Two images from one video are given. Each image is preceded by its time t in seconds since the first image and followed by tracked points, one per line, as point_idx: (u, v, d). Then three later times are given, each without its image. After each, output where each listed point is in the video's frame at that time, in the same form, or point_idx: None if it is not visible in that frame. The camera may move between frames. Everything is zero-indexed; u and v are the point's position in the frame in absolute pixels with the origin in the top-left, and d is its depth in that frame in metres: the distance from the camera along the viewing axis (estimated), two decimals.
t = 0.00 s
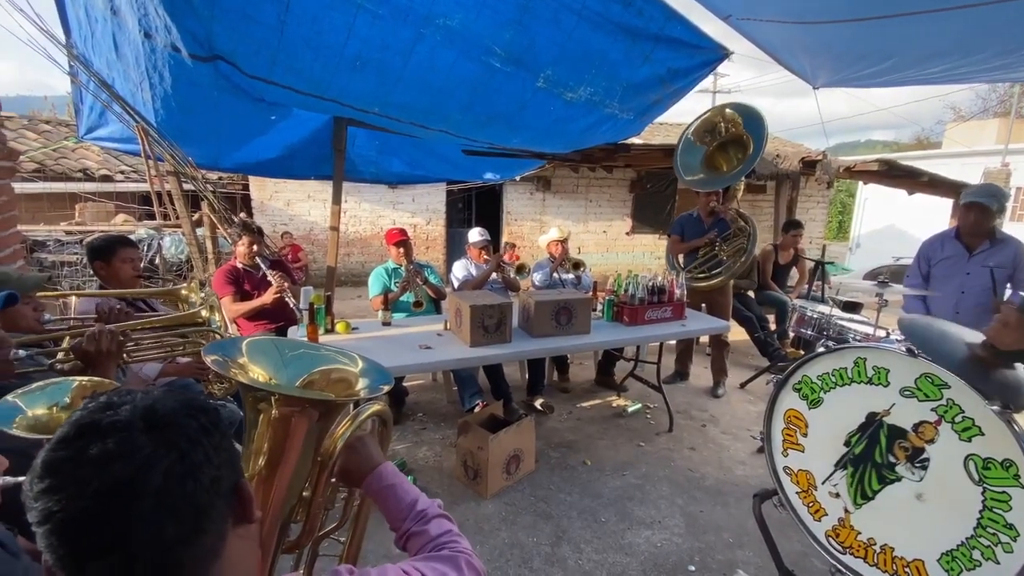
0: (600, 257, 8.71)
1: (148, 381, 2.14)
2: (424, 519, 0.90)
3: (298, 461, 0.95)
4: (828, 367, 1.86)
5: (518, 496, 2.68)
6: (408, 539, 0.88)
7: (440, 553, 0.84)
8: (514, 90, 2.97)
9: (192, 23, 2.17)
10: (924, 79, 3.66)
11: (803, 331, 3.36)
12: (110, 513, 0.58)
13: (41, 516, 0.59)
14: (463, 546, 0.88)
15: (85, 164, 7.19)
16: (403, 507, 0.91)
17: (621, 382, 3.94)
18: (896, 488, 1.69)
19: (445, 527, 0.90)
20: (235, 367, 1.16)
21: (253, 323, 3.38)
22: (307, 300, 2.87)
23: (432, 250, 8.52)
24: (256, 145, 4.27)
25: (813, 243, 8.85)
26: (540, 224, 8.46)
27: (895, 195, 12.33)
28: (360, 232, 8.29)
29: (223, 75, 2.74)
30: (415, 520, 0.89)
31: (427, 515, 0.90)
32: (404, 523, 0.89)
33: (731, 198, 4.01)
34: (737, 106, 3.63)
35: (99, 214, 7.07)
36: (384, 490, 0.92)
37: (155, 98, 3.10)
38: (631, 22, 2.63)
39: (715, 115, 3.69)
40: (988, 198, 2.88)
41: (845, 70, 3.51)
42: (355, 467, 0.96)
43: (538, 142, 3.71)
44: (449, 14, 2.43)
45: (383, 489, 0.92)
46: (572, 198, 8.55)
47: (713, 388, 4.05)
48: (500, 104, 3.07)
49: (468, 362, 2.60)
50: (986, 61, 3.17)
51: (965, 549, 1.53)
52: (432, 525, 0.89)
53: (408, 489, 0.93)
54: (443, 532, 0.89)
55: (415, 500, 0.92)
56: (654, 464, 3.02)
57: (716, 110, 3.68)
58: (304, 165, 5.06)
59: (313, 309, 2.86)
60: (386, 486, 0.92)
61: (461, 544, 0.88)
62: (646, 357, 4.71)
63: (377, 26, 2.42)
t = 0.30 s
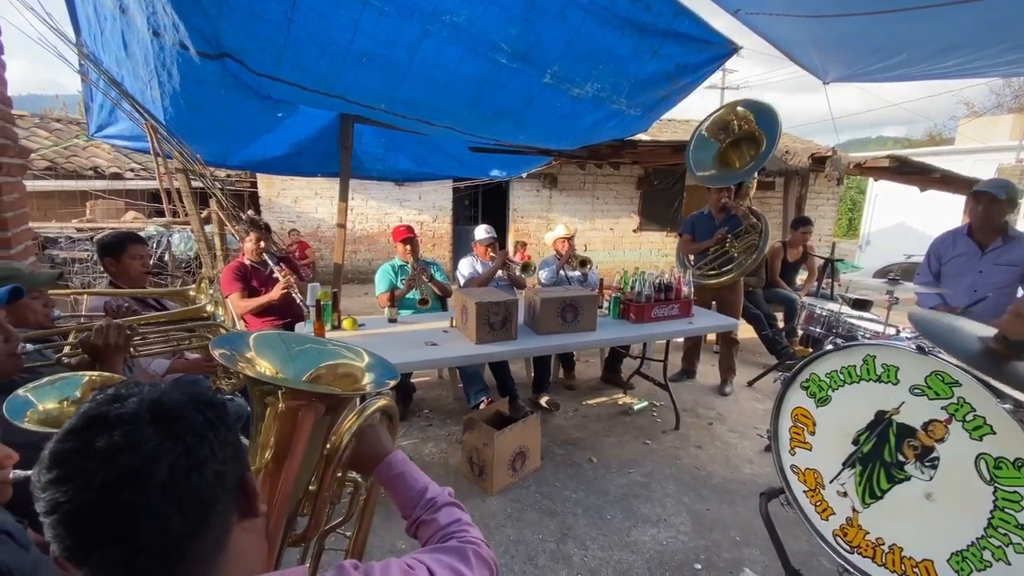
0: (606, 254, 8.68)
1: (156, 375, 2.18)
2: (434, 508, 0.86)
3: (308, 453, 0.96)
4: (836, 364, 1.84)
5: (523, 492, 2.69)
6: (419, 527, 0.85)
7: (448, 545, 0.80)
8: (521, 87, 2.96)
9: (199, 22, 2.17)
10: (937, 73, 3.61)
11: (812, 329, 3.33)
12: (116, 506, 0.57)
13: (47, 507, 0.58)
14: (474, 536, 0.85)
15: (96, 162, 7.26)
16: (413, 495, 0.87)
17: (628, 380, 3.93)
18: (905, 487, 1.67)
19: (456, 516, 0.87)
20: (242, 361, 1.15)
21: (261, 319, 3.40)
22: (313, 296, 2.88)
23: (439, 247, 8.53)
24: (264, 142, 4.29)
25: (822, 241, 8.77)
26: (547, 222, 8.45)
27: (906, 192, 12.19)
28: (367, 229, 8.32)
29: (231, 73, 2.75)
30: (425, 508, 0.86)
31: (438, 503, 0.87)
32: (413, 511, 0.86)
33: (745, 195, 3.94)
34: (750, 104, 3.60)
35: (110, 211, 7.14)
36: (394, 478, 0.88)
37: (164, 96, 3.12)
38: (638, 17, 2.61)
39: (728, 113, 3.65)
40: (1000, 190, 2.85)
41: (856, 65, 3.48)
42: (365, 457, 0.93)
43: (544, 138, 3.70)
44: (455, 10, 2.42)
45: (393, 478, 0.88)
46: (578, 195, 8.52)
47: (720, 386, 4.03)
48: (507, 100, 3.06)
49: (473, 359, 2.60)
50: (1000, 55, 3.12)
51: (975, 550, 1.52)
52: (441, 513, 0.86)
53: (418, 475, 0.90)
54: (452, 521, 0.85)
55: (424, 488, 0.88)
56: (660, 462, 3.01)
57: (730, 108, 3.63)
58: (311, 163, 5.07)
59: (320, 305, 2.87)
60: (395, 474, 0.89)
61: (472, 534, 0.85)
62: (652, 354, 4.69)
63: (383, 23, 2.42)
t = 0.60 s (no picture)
0: (616, 249, 8.64)
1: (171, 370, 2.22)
2: (442, 501, 0.86)
3: (318, 446, 0.93)
4: (850, 361, 1.80)
5: (532, 487, 2.69)
6: (428, 521, 0.85)
7: (458, 537, 0.79)
8: (531, 80, 2.94)
9: (211, 17, 2.18)
10: (956, 65, 3.53)
11: (827, 326, 3.23)
12: (128, 497, 0.55)
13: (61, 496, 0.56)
14: (483, 527, 0.84)
15: (111, 157, 7.34)
16: (420, 490, 0.87)
17: (638, 376, 3.91)
18: (920, 487, 1.64)
19: (465, 508, 0.86)
20: (255, 353, 1.13)
21: (273, 313, 3.42)
22: (324, 290, 2.89)
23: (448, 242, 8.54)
24: (276, 137, 4.31)
25: (836, 236, 8.65)
26: (556, 216, 8.42)
27: (923, 186, 11.97)
28: (377, 224, 8.35)
29: (242, 68, 2.76)
30: (433, 502, 0.85)
31: (445, 496, 0.86)
32: (422, 505, 0.86)
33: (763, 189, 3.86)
34: (771, 97, 3.54)
35: (124, 206, 7.23)
36: (401, 475, 0.88)
37: (177, 92, 3.14)
38: (650, 10, 2.57)
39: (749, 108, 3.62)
40: (1022, 181, 2.81)
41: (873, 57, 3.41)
42: (371, 454, 0.93)
43: (555, 132, 3.67)
44: (465, 4, 2.41)
45: (400, 474, 0.88)
46: (588, 189, 8.48)
47: (731, 383, 3.99)
48: (517, 94, 3.05)
49: (483, 353, 2.60)
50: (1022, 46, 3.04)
51: (993, 550, 1.48)
52: (449, 506, 0.85)
53: (425, 469, 0.90)
54: (461, 514, 0.85)
55: (432, 482, 0.87)
56: (670, 458, 3.00)
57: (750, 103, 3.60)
58: (322, 158, 5.09)
59: (330, 300, 2.88)
60: (401, 470, 0.88)
61: (481, 524, 0.84)
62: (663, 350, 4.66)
63: (394, 17, 2.41)
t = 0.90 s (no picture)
0: (629, 245, 8.58)
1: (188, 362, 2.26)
2: (461, 493, 0.85)
3: (334, 438, 0.93)
4: (874, 360, 1.76)
5: (544, 482, 2.68)
6: (448, 513, 0.84)
7: (477, 531, 0.79)
8: (545, 73, 2.91)
9: (228, 12, 2.19)
10: (983, 57, 3.44)
11: (844, 325, 3.12)
12: (150, 492, 0.53)
13: (82, 490, 0.54)
14: (504, 521, 0.83)
15: (129, 152, 7.44)
16: (441, 481, 0.86)
17: (651, 372, 3.88)
18: (945, 489, 1.61)
19: (484, 502, 0.85)
20: (272, 345, 1.12)
21: (287, 306, 3.45)
22: (339, 284, 2.90)
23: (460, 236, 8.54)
24: (290, 131, 4.33)
25: (855, 233, 8.49)
26: (569, 212, 8.38)
27: (945, 181, 11.70)
28: (390, 219, 8.38)
29: (258, 62, 2.77)
30: (452, 494, 0.85)
31: (465, 489, 0.85)
32: (441, 497, 0.85)
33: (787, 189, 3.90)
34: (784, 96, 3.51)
35: (142, 200, 7.33)
36: (422, 465, 0.87)
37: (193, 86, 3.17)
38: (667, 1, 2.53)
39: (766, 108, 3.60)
40: None
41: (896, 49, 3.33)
42: (391, 444, 0.92)
43: (569, 126, 3.64)
44: None
45: (421, 465, 0.87)
46: (601, 184, 8.42)
47: (746, 380, 3.95)
48: (530, 87, 3.02)
49: (495, 349, 2.59)
50: None
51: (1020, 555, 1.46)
52: (468, 499, 0.84)
53: (444, 461, 0.89)
54: (480, 507, 0.84)
55: (451, 474, 0.87)
56: (683, 456, 2.97)
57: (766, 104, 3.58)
58: (336, 152, 5.11)
59: (344, 294, 2.89)
60: (423, 461, 0.88)
61: (500, 518, 0.83)
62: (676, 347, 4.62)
63: (408, 11, 2.40)
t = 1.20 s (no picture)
0: (642, 242, 8.52)
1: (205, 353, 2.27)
2: (477, 488, 0.84)
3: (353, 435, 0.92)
4: (899, 361, 1.70)
5: (556, 479, 2.67)
6: (463, 509, 0.83)
7: (496, 525, 0.77)
8: (560, 67, 2.88)
9: (245, 8, 2.19)
10: (1010, 51, 3.34)
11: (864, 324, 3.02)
12: (172, 486, 0.51)
13: (103, 486, 0.52)
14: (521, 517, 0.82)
15: (146, 147, 7.51)
16: (456, 476, 0.85)
17: (664, 370, 3.85)
18: (972, 494, 1.58)
19: (500, 496, 0.84)
20: (291, 341, 1.10)
21: (301, 300, 3.46)
22: (352, 279, 2.91)
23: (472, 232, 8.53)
24: (304, 126, 4.35)
25: (873, 230, 8.34)
26: (581, 208, 8.34)
27: (967, 178, 11.43)
28: (402, 214, 8.39)
29: (273, 57, 2.77)
30: (467, 489, 0.83)
31: (480, 484, 0.84)
32: (457, 492, 0.84)
33: (816, 182, 3.62)
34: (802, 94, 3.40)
35: (159, 194, 7.41)
36: (435, 462, 0.86)
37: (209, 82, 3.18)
38: None
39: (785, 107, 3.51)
40: None
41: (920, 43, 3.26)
42: (403, 444, 0.91)
43: (583, 121, 3.61)
44: None
45: (435, 461, 0.86)
46: (614, 180, 8.35)
47: (761, 379, 3.90)
48: (545, 82, 3.00)
49: (508, 345, 2.58)
50: None
51: None
52: (485, 494, 0.83)
53: (458, 456, 0.88)
54: (496, 502, 0.83)
55: (466, 469, 0.85)
56: (697, 455, 2.94)
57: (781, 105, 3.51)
58: (349, 148, 5.11)
59: (358, 289, 2.90)
60: (436, 457, 0.86)
61: (517, 513, 0.82)
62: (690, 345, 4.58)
63: (422, 5, 2.39)
